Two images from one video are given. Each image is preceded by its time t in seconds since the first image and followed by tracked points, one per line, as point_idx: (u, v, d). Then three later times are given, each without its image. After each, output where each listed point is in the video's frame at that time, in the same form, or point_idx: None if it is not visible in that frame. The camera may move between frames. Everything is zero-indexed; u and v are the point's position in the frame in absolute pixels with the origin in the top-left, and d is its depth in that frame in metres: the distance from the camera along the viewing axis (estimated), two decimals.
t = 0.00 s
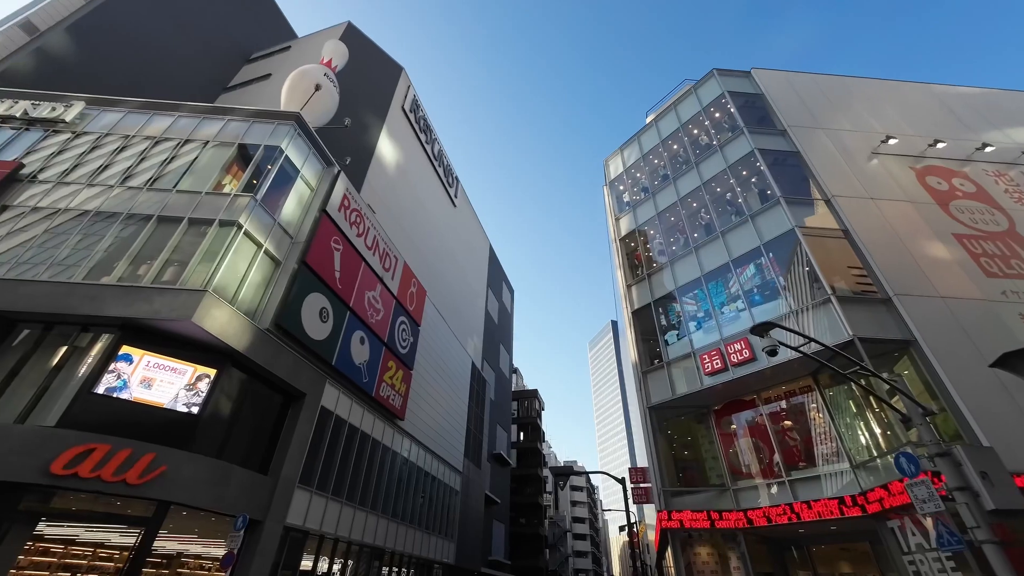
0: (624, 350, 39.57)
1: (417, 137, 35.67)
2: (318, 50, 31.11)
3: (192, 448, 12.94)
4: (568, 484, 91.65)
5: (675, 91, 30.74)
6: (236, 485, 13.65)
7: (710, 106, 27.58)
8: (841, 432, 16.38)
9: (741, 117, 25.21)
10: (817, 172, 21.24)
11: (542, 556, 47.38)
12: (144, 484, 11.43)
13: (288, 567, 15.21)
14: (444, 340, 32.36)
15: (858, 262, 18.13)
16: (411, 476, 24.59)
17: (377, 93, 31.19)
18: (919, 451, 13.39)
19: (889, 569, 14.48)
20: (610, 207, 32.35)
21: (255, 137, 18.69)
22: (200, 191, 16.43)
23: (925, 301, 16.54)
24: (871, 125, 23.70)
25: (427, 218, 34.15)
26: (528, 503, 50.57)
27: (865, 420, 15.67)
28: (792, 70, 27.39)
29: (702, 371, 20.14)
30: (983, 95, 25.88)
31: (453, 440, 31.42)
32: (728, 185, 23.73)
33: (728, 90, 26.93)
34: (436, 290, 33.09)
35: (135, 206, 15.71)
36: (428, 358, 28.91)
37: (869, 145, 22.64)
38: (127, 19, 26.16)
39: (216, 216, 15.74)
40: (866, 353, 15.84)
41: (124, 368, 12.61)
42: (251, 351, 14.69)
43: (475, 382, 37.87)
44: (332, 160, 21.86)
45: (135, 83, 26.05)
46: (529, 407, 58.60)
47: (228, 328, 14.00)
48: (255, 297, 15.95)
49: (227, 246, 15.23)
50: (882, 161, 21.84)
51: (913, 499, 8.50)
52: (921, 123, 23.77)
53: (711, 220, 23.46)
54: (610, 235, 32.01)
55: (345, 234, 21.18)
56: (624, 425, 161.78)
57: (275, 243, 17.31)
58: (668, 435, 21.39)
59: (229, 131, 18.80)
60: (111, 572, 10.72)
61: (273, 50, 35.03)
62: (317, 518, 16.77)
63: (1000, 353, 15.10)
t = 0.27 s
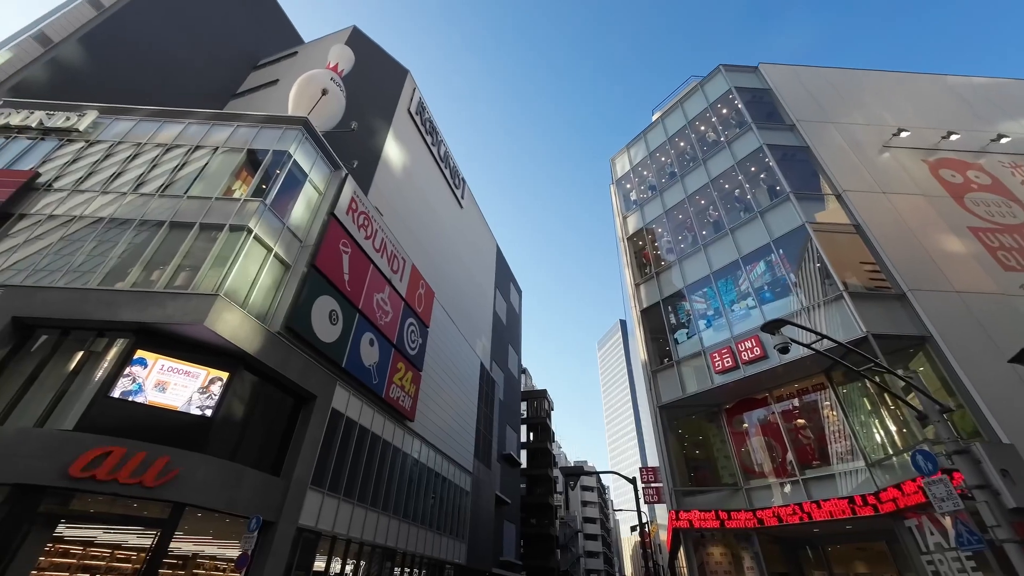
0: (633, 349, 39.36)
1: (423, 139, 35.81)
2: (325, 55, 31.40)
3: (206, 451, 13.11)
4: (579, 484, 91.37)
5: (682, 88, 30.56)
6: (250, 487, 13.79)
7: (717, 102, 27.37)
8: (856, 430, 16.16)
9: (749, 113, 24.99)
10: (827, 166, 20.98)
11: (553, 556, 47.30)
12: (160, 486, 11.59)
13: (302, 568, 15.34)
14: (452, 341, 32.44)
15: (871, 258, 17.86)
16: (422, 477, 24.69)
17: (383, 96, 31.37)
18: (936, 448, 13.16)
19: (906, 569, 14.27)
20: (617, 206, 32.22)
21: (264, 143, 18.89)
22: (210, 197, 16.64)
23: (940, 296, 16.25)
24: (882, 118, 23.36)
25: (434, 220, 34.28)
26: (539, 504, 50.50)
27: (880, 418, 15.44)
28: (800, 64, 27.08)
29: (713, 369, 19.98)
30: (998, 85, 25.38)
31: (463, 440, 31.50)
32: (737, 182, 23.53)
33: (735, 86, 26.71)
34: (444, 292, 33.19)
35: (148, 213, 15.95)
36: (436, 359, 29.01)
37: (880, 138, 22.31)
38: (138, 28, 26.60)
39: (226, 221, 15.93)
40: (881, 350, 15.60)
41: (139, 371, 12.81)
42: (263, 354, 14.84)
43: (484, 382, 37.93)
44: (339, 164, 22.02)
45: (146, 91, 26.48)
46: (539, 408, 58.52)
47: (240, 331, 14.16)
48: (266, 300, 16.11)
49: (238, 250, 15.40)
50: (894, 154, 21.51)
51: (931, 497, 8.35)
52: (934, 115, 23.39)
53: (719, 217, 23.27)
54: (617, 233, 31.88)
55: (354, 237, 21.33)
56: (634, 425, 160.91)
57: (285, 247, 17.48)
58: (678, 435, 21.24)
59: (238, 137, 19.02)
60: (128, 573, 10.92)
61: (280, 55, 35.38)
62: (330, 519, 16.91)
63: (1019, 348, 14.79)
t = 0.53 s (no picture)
0: (643, 348, 39.16)
1: (430, 141, 35.97)
2: (331, 60, 31.68)
3: (220, 453, 13.27)
4: (590, 484, 91.05)
5: (688, 85, 30.36)
6: (263, 488, 13.92)
7: (724, 98, 27.15)
8: (872, 428, 15.90)
9: (757, 108, 24.76)
10: (838, 160, 20.70)
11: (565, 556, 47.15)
12: (176, 489, 11.76)
13: (315, 569, 15.48)
14: (462, 342, 32.50)
15: (884, 252, 17.57)
16: (433, 478, 24.78)
17: (390, 100, 31.56)
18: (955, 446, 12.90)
19: (926, 568, 14.01)
20: (625, 204, 32.08)
21: (273, 148, 19.11)
22: (221, 203, 16.86)
23: (957, 291, 15.94)
24: (894, 111, 22.99)
25: (442, 221, 34.40)
26: (550, 504, 50.40)
27: (896, 415, 15.19)
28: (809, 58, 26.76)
29: (724, 367, 19.81)
30: (1014, 74, 24.85)
31: (474, 441, 31.56)
32: (746, 178, 23.31)
33: (742, 81, 26.48)
34: (453, 293, 33.30)
35: (161, 219, 16.20)
36: (446, 360, 29.10)
37: (892, 131, 21.96)
38: (150, 38, 27.08)
39: (237, 226, 16.13)
40: (896, 346, 15.35)
41: (154, 376, 13.00)
42: (274, 357, 14.99)
43: (494, 383, 37.98)
44: (347, 168, 22.20)
45: (158, 100, 26.93)
46: (549, 408, 58.42)
47: (252, 334, 14.32)
48: (277, 304, 16.27)
49: (249, 255, 15.58)
50: (907, 147, 21.16)
51: (951, 496, 8.20)
52: (947, 106, 22.97)
53: (728, 213, 23.07)
54: (625, 232, 31.75)
55: (362, 239, 21.48)
56: (645, 424, 159.99)
57: (295, 250, 17.65)
58: (690, 434, 21.12)
59: (247, 143, 19.25)
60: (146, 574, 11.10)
61: (287, 62, 35.78)
62: (343, 520, 17.03)
63: None
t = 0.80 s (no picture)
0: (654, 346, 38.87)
1: (437, 143, 36.11)
2: (338, 65, 31.98)
3: (235, 455, 13.42)
4: (602, 484, 90.64)
5: (695, 81, 30.14)
6: (277, 490, 14.07)
7: (732, 94, 26.91)
8: (889, 426, 15.61)
9: (766, 103, 24.50)
10: (850, 154, 20.39)
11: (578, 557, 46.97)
12: (192, 491, 11.91)
13: (329, 570, 15.61)
14: (471, 343, 32.56)
15: (899, 247, 17.27)
16: (444, 478, 24.86)
17: (396, 103, 31.75)
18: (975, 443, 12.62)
19: (946, 568, 13.72)
20: (633, 203, 31.91)
21: (282, 153, 19.32)
22: (232, 208, 17.08)
23: (975, 285, 15.62)
24: (907, 102, 22.60)
25: (450, 223, 34.51)
26: (562, 504, 50.26)
27: (913, 412, 14.91)
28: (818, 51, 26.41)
29: (736, 365, 19.61)
30: None
31: (484, 441, 31.60)
32: (755, 173, 23.07)
33: (750, 76, 26.22)
34: (461, 294, 33.37)
35: (174, 225, 16.45)
36: (455, 361, 29.17)
37: (905, 123, 21.58)
38: (161, 48, 27.55)
39: (248, 231, 16.32)
40: (913, 341, 15.07)
41: (169, 379, 13.19)
42: (286, 360, 15.13)
43: (504, 383, 37.99)
44: (355, 171, 22.35)
45: (169, 108, 27.39)
46: (559, 408, 58.24)
47: (264, 338, 14.49)
48: (288, 307, 16.43)
49: (260, 259, 15.75)
50: (921, 139, 20.78)
51: (972, 494, 8.04)
52: (962, 97, 22.52)
53: (738, 210, 22.84)
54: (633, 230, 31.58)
55: (371, 242, 21.62)
56: (657, 423, 158.95)
57: (305, 254, 17.81)
58: (702, 433, 20.98)
59: (257, 149, 19.48)
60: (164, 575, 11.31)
61: (295, 67, 36.17)
62: (355, 521, 17.16)
63: None
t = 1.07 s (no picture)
0: (664, 345, 38.59)
1: (443, 145, 36.24)
2: (345, 69, 32.22)
3: (249, 457, 13.58)
4: (613, 484, 90.21)
5: (702, 77, 29.90)
6: (291, 492, 14.19)
7: (740, 89, 26.65)
8: (906, 423, 15.32)
9: (774, 97, 24.23)
10: (862, 147, 20.08)
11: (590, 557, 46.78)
12: (208, 493, 12.08)
13: (343, 570, 15.73)
14: (480, 343, 32.60)
15: (914, 241, 16.96)
16: (455, 479, 24.92)
17: (403, 105, 31.91)
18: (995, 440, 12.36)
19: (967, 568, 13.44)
20: (641, 201, 31.75)
21: (291, 158, 19.52)
22: (243, 213, 17.29)
23: (993, 278, 15.28)
24: (920, 93, 22.20)
25: (457, 224, 34.59)
26: (574, 504, 50.11)
27: (931, 409, 14.64)
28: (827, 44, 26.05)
29: (748, 363, 19.41)
30: None
31: (495, 442, 31.62)
32: (765, 169, 22.81)
33: (758, 71, 25.96)
34: (470, 295, 33.43)
35: (186, 231, 16.69)
36: (465, 362, 29.23)
37: (919, 114, 21.20)
38: (171, 56, 27.99)
39: (259, 236, 16.51)
40: (929, 337, 14.79)
41: (184, 383, 13.39)
42: (298, 363, 15.27)
43: (514, 383, 37.98)
44: (363, 174, 22.49)
45: (180, 116, 27.81)
46: (570, 407, 58.05)
47: (276, 341, 14.64)
48: (299, 310, 16.59)
49: (271, 263, 15.92)
50: (935, 130, 20.41)
51: (993, 492, 7.87)
52: (977, 86, 22.07)
53: (748, 206, 22.61)
54: (642, 228, 31.41)
55: (380, 245, 21.75)
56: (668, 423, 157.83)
57: (314, 258, 17.97)
58: (715, 431, 20.85)
59: (266, 154, 19.71)
60: None
61: (302, 73, 36.52)
62: (368, 522, 17.27)
63: None
